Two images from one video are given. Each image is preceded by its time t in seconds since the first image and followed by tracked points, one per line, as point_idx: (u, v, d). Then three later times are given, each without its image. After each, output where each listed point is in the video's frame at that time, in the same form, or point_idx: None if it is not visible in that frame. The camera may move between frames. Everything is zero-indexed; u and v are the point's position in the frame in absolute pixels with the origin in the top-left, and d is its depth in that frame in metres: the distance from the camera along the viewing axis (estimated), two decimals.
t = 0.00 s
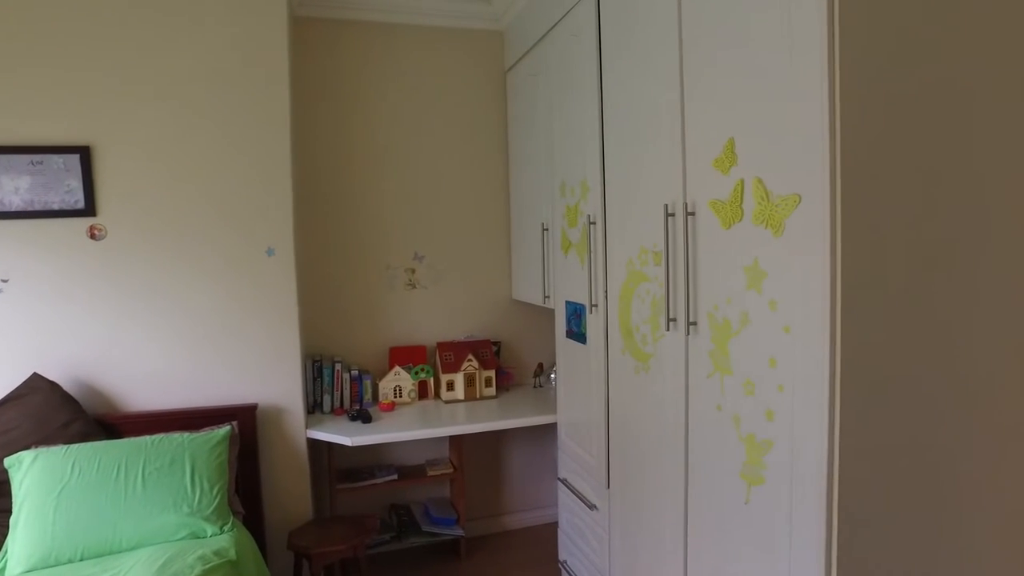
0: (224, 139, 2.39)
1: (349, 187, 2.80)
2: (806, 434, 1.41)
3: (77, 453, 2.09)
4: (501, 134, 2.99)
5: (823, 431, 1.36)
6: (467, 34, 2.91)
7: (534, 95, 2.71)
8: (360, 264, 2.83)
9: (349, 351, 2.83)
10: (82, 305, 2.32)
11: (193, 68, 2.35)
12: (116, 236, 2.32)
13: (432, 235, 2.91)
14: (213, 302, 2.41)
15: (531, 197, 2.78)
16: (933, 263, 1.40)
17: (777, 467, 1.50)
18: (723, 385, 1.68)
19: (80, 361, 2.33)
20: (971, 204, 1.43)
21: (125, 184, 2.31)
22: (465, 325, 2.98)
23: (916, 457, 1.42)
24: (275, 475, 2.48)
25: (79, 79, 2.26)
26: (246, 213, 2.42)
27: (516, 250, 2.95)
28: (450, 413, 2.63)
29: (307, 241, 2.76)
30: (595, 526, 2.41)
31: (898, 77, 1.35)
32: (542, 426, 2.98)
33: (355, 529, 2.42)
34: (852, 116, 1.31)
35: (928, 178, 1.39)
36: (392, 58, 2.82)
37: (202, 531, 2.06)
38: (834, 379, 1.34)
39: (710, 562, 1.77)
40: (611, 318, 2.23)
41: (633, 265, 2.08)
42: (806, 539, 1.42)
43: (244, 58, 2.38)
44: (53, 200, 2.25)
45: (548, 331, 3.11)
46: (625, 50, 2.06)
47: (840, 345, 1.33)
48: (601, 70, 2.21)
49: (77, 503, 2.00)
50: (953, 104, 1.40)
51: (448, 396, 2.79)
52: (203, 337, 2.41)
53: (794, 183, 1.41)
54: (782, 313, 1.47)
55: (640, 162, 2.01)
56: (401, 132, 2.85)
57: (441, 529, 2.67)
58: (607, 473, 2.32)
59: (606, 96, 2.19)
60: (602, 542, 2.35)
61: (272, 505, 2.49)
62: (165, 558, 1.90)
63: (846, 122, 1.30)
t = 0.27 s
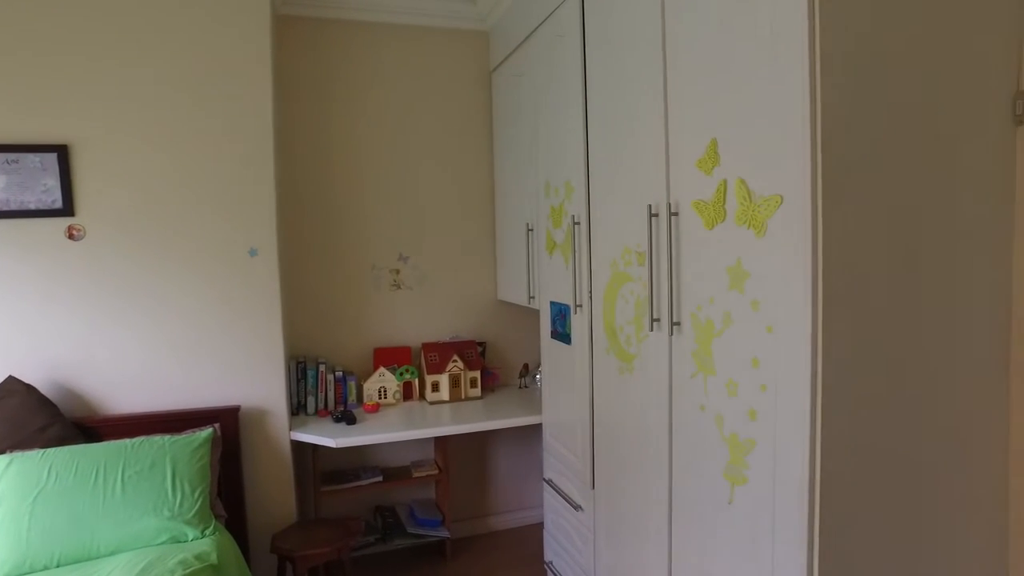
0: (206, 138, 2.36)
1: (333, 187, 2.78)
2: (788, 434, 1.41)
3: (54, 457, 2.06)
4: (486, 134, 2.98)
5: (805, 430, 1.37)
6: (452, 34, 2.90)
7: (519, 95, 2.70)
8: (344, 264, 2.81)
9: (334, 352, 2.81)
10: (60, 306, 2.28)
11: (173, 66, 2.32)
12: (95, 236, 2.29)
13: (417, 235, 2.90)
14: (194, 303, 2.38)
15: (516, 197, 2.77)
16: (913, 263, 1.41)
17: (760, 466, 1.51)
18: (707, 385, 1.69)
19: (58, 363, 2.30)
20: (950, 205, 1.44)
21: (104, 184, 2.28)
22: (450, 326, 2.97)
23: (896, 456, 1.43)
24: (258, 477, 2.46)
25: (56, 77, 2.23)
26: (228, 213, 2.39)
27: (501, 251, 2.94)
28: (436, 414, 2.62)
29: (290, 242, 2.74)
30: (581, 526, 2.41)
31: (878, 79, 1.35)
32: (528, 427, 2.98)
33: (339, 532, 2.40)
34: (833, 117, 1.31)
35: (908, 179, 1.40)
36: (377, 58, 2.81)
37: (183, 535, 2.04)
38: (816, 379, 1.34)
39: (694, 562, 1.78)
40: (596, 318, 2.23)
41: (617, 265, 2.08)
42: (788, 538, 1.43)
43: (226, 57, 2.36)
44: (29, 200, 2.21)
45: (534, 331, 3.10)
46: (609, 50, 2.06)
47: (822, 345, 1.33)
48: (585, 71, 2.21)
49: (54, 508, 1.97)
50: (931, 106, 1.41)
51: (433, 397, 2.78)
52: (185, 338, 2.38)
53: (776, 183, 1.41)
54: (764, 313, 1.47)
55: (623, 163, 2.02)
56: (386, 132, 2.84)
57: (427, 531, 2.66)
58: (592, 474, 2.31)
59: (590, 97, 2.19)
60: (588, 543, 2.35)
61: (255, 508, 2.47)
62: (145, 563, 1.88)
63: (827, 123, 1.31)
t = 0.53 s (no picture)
0: (186, 138, 2.33)
1: (315, 187, 2.75)
2: (769, 434, 1.42)
3: (29, 462, 2.02)
4: (470, 134, 2.97)
5: (786, 431, 1.37)
6: (436, 33, 2.89)
7: (502, 95, 2.69)
8: (327, 265, 2.79)
9: (316, 354, 2.79)
10: (36, 308, 2.24)
11: (152, 65, 2.29)
12: (71, 237, 2.25)
13: (401, 236, 2.88)
14: (174, 304, 2.35)
15: (500, 197, 2.77)
16: (892, 265, 1.42)
17: (742, 467, 1.51)
18: (689, 386, 1.69)
19: (34, 365, 2.26)
20: (927, 207, 1.45)
21: (80, 184, 2.24)
22: (434, 327, 2.95)
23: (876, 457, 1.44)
24: (240, 481, 2.43)
25: (31, 75, 2.19)
26: (208, 213, 2.36)
27: (485, 251, 2.93)
28: (420, 416, 2.60)
29: (272, 243, 2.71)
30: (565, 527, 2.40)
31: (857, 81, 1.36)
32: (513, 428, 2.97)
33: (322, 535, 2.38)
34: (813, 118, 1.31)
35: (886, 181, 1.40)
36: (360, 57, 2.79)
37: (162, 540, 2.01)
38: (797, 380, 1.35)
39: (677, 563, 1.78)
40: (579, 319, 2.23)
41: (600, 266, 2.08)
42: (770, 539, 1.43)
43: (206, 56, 2.33)
44: (3, 200, 2.17)
45: (518, 332, 3.10)
46: (592, 51, 2.06)
47: (803, 346, 1.34)
48: (568, 71, 2.20)
49: (29, 515, 1.93)
50: (910, 109, 1.42)
51: (417, 398, 2.77)
52: (164, 340, 2.35)
53: (757, 184, 1.41)
54: (745, 313, 1.47)
55: (606, 164, 2.01)
56: (369, 132, 2.82)
57: (411, 533, 2.64)
58: (576, 475, 2.31)
59: (573, 97, 2.19)
60: (572, 544, 2.35)
61: (236, 512, 2.44)
62: (122, 569, 1.85)
63: (807, 125, 1.31)
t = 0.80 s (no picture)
0: (166, 138, 2.30)
1: (298, 188, 2.74)
2: (751, 434, 1.42)
3: (5, 468, 1.99)
4: (454, 136, 2.96)
5: (767, 432, 1.37)
6: (421, 34, 2.88)
7: (487, 96, 2.69)
8: (310, 267, 2.77)
9: (300, 355, 2.77)
10: (11, 311, 2.21)
11: (131, 64, 2.26)
12: (48, 239, 2.22)
13: (385, 237, 2.87)
14: (154, 307, 2.32)
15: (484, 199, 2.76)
16: (870, 267, 1.43)
17: (723, 467, 1.52)
18: (672, 387, 1.69)
19: (10, 369, 2.22)
20: (905, 210, 1.47)
21: (57, 184, 2.21)
22: (418, 328, 2.94)
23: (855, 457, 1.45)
24: (222, 484, 2.41)
25: (6, 73, 2.15)
26: (189, 215, 2.34)
27: (470, 253, 2.93)
28: (404, 418, 2.59)
29: (254, 244, 2.69)
30: (549, 529, 2.40)
31: (836, 86, 1.37)
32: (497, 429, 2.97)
33: (306, 538, 2.37)
34: (793, 122, 1.32)
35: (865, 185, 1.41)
36: (344, 57, 2.77)
37: (141, 546, 1.98)
38: (778, 381, 1.35)
39: (660, 563, 1.78)
40: (563, 320, 2.23)
41: (583, 268, 2.08)
42: (751, 539, 1.44)
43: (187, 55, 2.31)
44: None
45: (503, 333, 3.09)
46: (575, 53, 2.06)
47: (784, 348, 1.34)
48: (552, 73, 2.20)
49: (4, 522, 1.90)
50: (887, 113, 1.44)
51: (401, 400, 2.76)
52: (144, 343, 2.32)
53: (738, 187, 1.42)
54: (727, 315, 1.48)
55: (589, 166, 2.01)
56: (352, 133, 2.80)
57: (396, 536, 2.63)
58: (560, 476, 2.31)
59: (557, 99, 2.19)
60: (556, 545, 2.35)
61: (218, 516, 2.42)
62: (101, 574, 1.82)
63: (787, 128, 1.32)
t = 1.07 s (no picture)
0: (143, 137, 2.27)
1: (279, 188, 2.71)
2: (732, 435, 1.43)
3: None
4: (438, 136, 2.95)
5: (748, 432, 1.38)
6: (404, 33, 2.86)
7: (470, 97, 2.68)
8: (291, 267, 2.74)
9: (282, 357, 2.75)
10: None
11: (109, 63, 2.22)
12: (22, 239, 2.18)
13: (368, 237, 2.85)
14: (132, 308, 2.29)
15: (468, 199, 2.75)
16: (849, 269, 1.44)
17: (705, 468, 1.52)
18: (654, 388, 1.70)
19: None
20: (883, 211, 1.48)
21: (32, 184, 2.17)
22: (402, 329, 2.93)
23: (835, 457, 1.45)
24: (202, 488, 2.38)
25: None
26: (168, 215, 2.31)
27: (453, 253, 2.92)
28: (387, 419, 2.58)
29: (235, 245, 2.66)
30: (534, 530, 2.40)
31: (815, 88, 1.37)
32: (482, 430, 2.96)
33: (288, 542, 2.35)
34: (772, 124, 1.32)
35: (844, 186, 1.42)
36: (326, 56, 2.75)
37: (119, 551, 1.95)
38: (759, 382, 1.36)
39: (643, 564, 1.78)
40: (546, 321, 2.22)
41: (566, 268, 2.07)
42: (733, 539, 1.44)
43: (165, 54, 2.27)
44: None
45: (487, 334, 3.09)
46: (558, 54, 2.05)
47: (764, 348, 1.35)
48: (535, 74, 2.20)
49: None
50: (866, 115, 1.44)
51: (385, 401, 2.74)
52: (122, 345, 2.29)
53: (719, 188, 1.42)
54: (708, 315, 1.48)
55: (572, 166, 2.01)
56: (334, 133, 2.78)
57: (379, 538, 2.61)
58: (544, 477, 2.31)
59: (540, 100, 2.18)
60: (540, 546, 2.35)
61: (199, 519, 2.39)
62: None
63: (766, 130, 1.32)
